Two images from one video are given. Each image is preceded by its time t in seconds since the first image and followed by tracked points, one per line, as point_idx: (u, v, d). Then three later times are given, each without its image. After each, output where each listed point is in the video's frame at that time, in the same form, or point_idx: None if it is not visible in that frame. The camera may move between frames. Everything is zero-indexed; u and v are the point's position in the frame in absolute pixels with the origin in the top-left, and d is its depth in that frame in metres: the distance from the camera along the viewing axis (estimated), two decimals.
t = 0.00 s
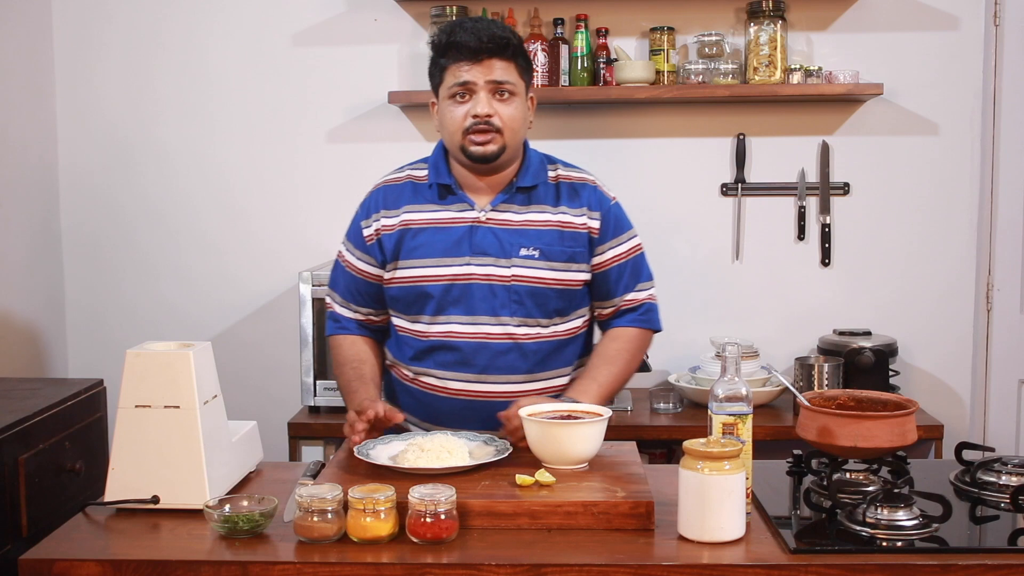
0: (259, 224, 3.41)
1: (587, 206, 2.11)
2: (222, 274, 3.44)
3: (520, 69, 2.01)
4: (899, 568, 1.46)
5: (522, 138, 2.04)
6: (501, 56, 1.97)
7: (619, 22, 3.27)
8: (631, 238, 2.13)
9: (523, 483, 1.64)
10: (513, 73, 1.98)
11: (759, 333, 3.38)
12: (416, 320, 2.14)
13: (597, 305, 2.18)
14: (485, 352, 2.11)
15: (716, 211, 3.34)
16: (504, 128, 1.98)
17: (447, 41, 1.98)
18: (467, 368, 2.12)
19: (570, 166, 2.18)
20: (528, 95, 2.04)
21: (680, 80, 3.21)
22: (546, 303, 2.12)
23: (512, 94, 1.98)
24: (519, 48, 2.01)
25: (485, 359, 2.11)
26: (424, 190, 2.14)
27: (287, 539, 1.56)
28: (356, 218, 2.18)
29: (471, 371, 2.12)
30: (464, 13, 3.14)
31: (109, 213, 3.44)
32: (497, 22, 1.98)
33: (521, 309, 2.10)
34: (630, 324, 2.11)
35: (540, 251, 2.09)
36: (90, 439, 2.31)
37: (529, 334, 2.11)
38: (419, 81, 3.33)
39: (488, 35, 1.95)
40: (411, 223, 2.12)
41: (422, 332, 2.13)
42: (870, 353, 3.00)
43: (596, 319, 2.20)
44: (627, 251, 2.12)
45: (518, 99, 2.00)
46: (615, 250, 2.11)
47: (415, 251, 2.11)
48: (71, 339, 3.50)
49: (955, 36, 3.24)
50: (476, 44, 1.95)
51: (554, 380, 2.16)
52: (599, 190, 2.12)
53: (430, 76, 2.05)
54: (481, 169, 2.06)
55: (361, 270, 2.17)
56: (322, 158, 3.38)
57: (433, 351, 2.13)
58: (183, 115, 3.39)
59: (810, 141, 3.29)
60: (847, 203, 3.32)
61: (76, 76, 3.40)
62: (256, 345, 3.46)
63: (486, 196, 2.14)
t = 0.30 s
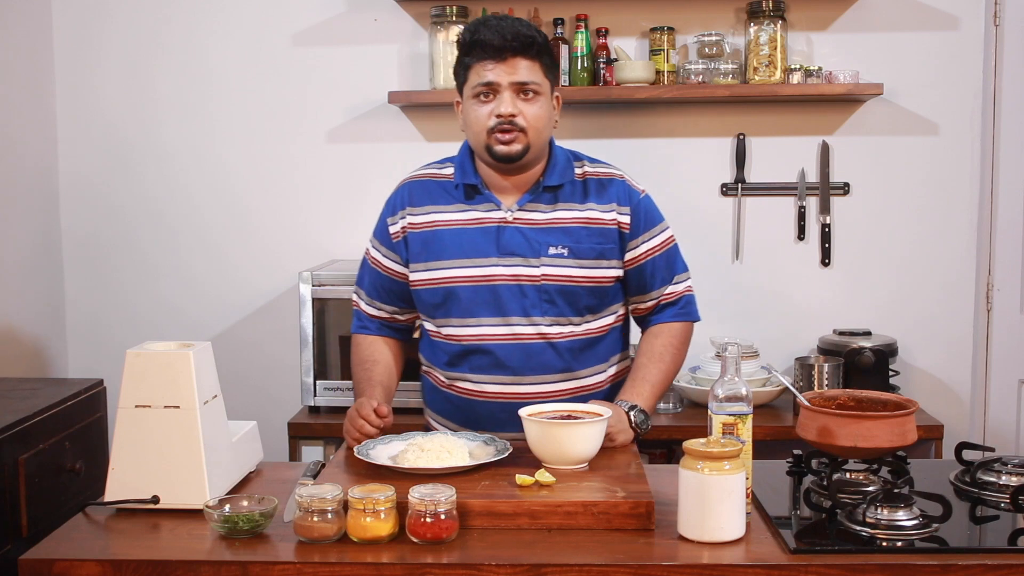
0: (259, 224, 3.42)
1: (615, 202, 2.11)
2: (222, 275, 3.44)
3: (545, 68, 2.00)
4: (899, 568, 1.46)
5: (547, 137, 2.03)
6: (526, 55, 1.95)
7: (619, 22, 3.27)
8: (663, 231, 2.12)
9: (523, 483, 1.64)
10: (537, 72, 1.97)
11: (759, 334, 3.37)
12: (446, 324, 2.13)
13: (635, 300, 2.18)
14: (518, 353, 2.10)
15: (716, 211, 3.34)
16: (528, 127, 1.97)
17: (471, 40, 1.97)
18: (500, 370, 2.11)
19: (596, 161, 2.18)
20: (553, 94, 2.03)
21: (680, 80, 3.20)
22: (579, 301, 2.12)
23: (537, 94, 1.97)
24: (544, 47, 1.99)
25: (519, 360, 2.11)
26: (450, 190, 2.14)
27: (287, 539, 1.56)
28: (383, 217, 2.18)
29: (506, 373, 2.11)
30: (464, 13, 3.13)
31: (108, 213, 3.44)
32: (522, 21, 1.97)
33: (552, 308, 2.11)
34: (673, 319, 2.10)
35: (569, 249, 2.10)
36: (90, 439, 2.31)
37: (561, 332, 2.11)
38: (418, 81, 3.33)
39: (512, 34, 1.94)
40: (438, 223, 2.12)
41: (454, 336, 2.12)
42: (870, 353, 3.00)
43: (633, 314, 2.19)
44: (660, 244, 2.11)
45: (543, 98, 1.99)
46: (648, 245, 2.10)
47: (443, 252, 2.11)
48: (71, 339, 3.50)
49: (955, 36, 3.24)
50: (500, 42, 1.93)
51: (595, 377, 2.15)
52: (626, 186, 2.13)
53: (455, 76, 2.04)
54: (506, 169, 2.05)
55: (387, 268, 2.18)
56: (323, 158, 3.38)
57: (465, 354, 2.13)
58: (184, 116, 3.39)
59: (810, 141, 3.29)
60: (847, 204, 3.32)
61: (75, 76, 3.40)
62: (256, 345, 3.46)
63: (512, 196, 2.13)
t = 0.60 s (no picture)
0: (260, 225, 3.42)
1: (633, 203, 2.08)
2: (222, 275, 3.44)
3: (558, 73, 1.98)
4: (899, 568, 1.46)
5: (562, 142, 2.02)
6: (539, 61, 1.93)
7: (619, 22, 3.27)
8: (679, 230, 2.08)
9: (523, 483, 1.64)
10: (551, 78, 1.95)
11: (758, 334, 3.37)
12: (468, 333, 2.11)
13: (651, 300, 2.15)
14: (545, 359, 2.09)
15: (716, 211, 3.34)
16: (542, 133, 1.96)
17: (483, 46, 1.94)
18: (528, 378, 2.10)
19: (612, 163, 2.15)
20: (566, 99, 2.01)
21: (680, 80, 3.20)
22: (601, 305, 2.09)
23: (551, 99, 1.95)
24: (557, 52, 1.97)
25: (546, 366, 2.09)
26: (467, 197, 2.11)
27: (287, 539, 1.56)
28: (400, 224, 2.16)
29: (535, 380, 2.10)
30: (464, 13, 3.13)
31: (108, 212, 3.44)
32: (534, 26, 1.95)
33: (575, 312, 2.09)
34: (684, 322, 2.06)
35: (588, 254, 2.06)
36: (90, 440, 2.31)
37: (585, 335, 2.09)
38: (418, 81, 3.33)
39: (524, 39, 1.92)
40: (455, 231, 2.10)
41: (479, 345, 2.11)
42: (870, 353, 3.00)
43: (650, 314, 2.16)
44: (675, 245, 2.07)
45: (557, 103, 1.97)
46: (663, 245, 2.07)
47: (462, 260, 2.09)
48: (71, 339, 3.50)
49: (955, 36, 3.24)
50: (513, 48, 1.92)
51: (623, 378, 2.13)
52: (643, 186, 2.09)
53: (467, 82, 2.02)
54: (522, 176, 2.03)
55: (402, 273, 2.16)
56: (323, 158, 3.38)
57: (491, 362, 2.11)
58: (184, 116, 3.39)
59: (810, 142, 3.29)
60: (847, 204, 3.32)
61: (75, 76, 3.40)
62: (256, 345, 3.46)
63: (529, 202, 2.10)
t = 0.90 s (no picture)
0: (260, 225, 3.42)
1: (646, 206, 2.06)
2: (221, 275, 3.44)
3: (577, 85, 1.92)
4: (899, 568, 1.46)
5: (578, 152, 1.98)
6: (557, 76, 1.88)
7: (618, 22, 3.27)
8: (692, 234, 2.07)
9: (523, 483, 1.64)
10: (569, 93, 1.89)
11: (758, 334, 3.37)
12: (476, 330, 2.11)
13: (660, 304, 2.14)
14: (552, 359, 2.08)
15: (716, 211, 3.34)
16: (558, 149, 1.92)
17: (501, 58, 1.88)
18: (535, 377, 2.09)
19: (626, 164, 2.13)
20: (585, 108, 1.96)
21: (680, 80, 3.20)
22: (610, 306, 2.08)
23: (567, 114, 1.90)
24: (577, 64, 1.91)
25: (553, 366, 2.08)
26: (480, 194, 2.10)
27: (287, 539, 1.56)
28: (411, 218, 2.15)
29: (541, 380, 2.09)
30: (464, 13, 3.13)
31: (108, 212, 3.44)
32: (554, 39, 1.88)
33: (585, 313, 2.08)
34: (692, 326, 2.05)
35: (600, 255, 2.05)
36: (90, 440, 2.31)
37: (594, 337, 2.08)
38: (418, 81, 3.33)
39: (542, 57, 1.86)
40: (467, 228, 2.09)
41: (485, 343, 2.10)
42: (870, 353, 3.00)
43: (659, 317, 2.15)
44: (687, 249, 2.06)
45: (574, 117, 1.92)
46: (675, 248, 2.06)
47: (474, 257, 2.08)
48: (70, 339, 3.50)
49: (955, 36, 3.24)
50: (531, 66, 1.86)
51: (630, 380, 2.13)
52: (657, 189, 2.08)
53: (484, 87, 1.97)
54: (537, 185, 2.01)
55: (412, 268, 2.14)
56: (323, 158, 3.38)
57: (499, 361, 2.11)
58: (184, 116, 3.39)
59: (810, 142, 3.29)
60: (847, 204, 3.32)
61: (75, 76, 3.40)
62: (256, 345, 3.46)
63: (543, 201, 2.09)
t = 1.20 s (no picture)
0: (261, 225, 3.42)
1: (655, 209, 2.06)
2: (221, 275, 3.44)
3: (591, 88, 1.92)
4: (899, 568, 1.46)
5: (588, 152, 1.98)
6: (574, 79, 1.88)
7: (618, 22, 3.27)
8: (701, 237, 2.09)
9: (523, 483, 1.64)
10: (584, 94, 1.89)
11: (759, 334, 3.37)
12: (478, 327, 2.10)
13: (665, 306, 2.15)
14: (552, 358, 2.08)
15: (716, 211, 3.34)
16: (570, 147, 1.91)
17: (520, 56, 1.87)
18: (533, 376, 2.09)
19: (634, 166, 2.13)
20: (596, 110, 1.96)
21: (680, 80, 3.20)
22: (614, 306, 2.08)
23: (581, 114, 1.90)
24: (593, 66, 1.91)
25: (553, 365, 2.08)
26: (488, 192, 2.09)
27: (287, 539, 1.56)
28: (417, 214, 2.14)
29: (540, 378, 2.08)
30: (464, 13, 3.12)
31: (108, 212, 3.44)
32: (573, 42, 1.88)
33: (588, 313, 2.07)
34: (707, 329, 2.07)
35: (606, 255, 2.05)
36: (90, 440, 2.31)
37: (596, 337, 2.08)
38: (418, 81, 3.33)
39: (562, 58, 1.85)
40: (474, 225, 2.08)
41: (487, 340, 2.09)
42: (870, 353, 3.00)
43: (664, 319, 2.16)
44: (697, 251, 2.08)
45: (586, 118, 1.92)
46: (686, 251, 2.07)
47: (479, 253, 2.07)
48: (71, 339, 3.50)
49: (955, 36, 3.24)
50: (550, 66, 1.85)
51: (629, 381, 2.12)
52: (667, 192, 2.08)
53: (499, 82, 1.95)
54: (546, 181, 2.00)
55: (417, 264, 2.13)
56: (323, 158, 3.38)
57: (499, 359, 2.10)
58: (184, 116, 3.39)
59: (810, 142, 3.29)
60: (847, 204, 3.32)
61: (76, 76, 3.40)
62: (256, 345, 3.46)
63: (550, 201, 2.08)
